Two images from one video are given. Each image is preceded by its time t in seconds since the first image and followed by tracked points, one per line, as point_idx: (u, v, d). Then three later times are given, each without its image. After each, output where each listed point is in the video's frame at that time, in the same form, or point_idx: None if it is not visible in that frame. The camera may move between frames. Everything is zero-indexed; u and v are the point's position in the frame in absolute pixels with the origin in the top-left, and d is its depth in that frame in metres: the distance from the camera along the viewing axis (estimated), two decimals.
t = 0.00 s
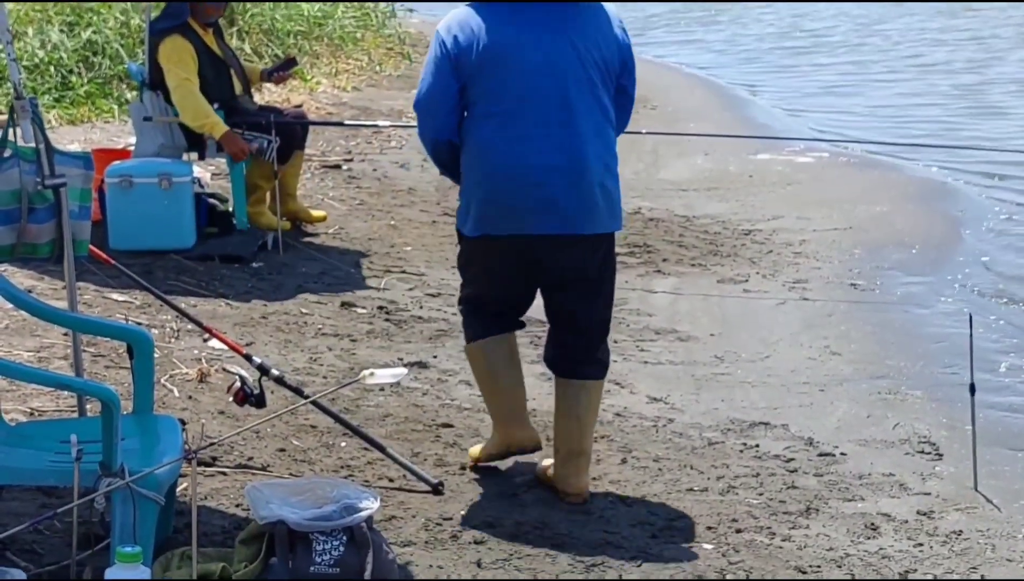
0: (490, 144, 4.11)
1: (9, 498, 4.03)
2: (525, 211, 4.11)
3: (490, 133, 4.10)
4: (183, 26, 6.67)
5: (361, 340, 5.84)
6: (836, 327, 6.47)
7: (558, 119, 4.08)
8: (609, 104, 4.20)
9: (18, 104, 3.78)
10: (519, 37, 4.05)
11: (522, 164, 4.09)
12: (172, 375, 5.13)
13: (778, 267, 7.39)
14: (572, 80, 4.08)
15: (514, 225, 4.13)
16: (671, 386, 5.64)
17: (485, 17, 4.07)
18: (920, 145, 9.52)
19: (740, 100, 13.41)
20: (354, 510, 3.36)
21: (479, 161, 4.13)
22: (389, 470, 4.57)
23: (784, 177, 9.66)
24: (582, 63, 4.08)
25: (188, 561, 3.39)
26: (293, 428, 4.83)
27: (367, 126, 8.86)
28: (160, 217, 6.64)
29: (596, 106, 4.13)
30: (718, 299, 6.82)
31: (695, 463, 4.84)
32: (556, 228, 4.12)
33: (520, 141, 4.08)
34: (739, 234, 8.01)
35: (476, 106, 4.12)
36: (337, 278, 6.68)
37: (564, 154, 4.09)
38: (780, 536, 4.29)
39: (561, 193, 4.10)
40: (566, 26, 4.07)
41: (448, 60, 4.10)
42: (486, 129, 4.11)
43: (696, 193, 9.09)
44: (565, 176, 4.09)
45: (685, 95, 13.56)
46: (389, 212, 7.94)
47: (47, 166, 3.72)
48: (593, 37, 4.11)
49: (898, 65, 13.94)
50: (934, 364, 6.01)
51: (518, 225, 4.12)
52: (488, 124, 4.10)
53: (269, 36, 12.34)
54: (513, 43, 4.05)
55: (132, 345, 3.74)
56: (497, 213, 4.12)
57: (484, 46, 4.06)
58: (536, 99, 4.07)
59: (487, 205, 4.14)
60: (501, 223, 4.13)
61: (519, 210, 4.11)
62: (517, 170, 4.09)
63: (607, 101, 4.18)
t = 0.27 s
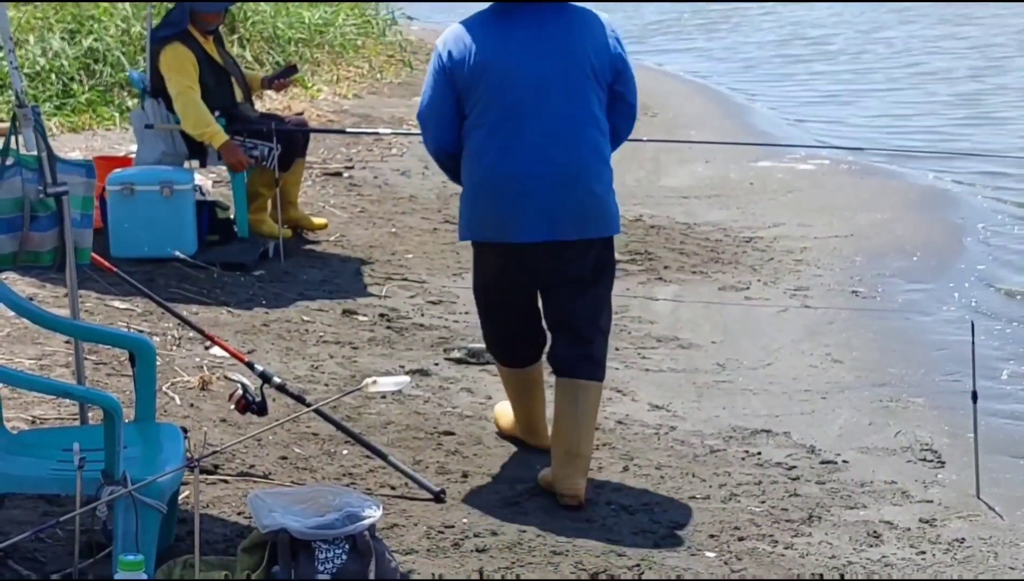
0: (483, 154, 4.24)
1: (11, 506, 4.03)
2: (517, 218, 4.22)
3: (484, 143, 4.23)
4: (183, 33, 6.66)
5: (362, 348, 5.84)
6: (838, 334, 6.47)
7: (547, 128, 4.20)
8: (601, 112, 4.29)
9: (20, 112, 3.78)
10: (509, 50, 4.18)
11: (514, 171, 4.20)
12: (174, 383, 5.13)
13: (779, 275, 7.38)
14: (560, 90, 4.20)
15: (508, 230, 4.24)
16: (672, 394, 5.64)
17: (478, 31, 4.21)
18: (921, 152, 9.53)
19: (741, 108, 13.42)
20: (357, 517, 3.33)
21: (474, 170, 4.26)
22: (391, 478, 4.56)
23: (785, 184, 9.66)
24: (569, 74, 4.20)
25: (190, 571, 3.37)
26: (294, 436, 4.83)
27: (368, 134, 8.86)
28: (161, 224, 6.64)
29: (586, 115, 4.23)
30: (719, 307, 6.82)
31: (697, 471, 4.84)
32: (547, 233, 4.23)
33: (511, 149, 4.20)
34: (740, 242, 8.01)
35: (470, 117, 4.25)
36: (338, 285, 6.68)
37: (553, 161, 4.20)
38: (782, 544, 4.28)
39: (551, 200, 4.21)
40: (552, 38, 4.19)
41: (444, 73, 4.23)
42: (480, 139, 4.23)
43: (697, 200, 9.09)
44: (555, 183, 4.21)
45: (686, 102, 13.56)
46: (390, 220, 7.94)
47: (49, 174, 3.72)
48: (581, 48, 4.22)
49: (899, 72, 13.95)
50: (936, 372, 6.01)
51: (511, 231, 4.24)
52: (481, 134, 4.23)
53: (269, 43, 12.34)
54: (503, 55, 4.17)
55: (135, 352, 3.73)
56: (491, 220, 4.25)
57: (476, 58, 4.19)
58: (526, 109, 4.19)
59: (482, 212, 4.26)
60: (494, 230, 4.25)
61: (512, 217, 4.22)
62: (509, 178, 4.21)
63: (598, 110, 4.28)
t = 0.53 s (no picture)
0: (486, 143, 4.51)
1: (13, 508, 4.02)
2: (520, 200, 4.49)
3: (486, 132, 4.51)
4: (186, 34, 6.65)
5: (364, 349, 5.84)
6: (840, 336, 6.46)
7: (543, 113, 4.46)
8: (596, 96, 4.55)
9: (23, 114, 3.78)
10: (503, 43, 4.46)
11: (515, 156, 4.46)
12: (176, 384, 5.12)
13: (782, 277, 7.38)
14: (553, 77, 4.47)
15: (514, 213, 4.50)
16: (675, 396, 5.63)
17: (472, 26, 4.50)
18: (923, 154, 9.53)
19: (743, 110, 13.41)
20: (360, 520, 3.33)
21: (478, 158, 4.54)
22: (393, 480, 4.55)
23: (787, 186, 9.66)
24: (560, 62, 4.48)
25: (194, 573, 3.36)
26: (297, 438, 4.83)
27: (370, 136, 8.86)
28: (163, 226, 6.63)
29: (581, 98, 4.49)
30: (722, 309, 6.81)
31: (699, 473, 4.83)
32: (550, 213, 4.49)
33: (511, 135, 4.47)
34: (743, 244, 8.01)
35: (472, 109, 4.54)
36: (340, 287, 6.68)
37: (552, 145, 4.46)
38: (785, 546, 4.27)
39: (552, 181, 4.47)
40: (542, 29, 4.47)
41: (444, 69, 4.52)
42: (481, 129, 4.52)
43: (699, 202, 9.08)
44: (554, 165, 4.46)
45: (687, 104, 13.56)
46: (392, 221, 7.93)
47: (52, 176, 3.72)
48: (571, 37, 4.49)
49: (901, 74, 13.95)
50: (939, 374, 6.00)
51: (515, 214, 4.50)
52: (482, 123, 4.51)
53: (271, 45, 12.34)
54: (498, 48, 4.46)
55: (137, 354, 3.72)
56: (494, 204, 4.51)
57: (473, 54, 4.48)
58: (522, 96, 4.46)
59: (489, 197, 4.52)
60: (499, 214, 4.51)
61: (515, 200, 4.49)
62: (511, 163, 4.47)
63: (592, 93, 4.54)
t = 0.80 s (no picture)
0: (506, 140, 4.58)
1: (13, 511, 4.02)
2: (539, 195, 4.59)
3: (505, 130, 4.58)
4: (186, 33, 6.65)
5: (365, 351, 5.83)
6: (841, 337, 6.46)
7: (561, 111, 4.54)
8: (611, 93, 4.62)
9: (23, 116, 3.76)
10: (521, 42, 4.51)
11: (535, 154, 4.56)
12: (176, 386, 5.12)
13: (782, 278, 7.38)
14: (571, 75, 4.53)
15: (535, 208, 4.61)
16: (675, 397, 5.63)
17: (493, 28, 4.53)
18: (923, 154, 9.52)
19: (743, 111, 13.41)
20: (360, 522, 3.34)
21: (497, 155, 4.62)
22: (393, 481, 4.55)
23: (788, 186, 9.66)
24: (577, 60, 4.53)
25: (194, 574, 3.36)
26: (297, 440, 4.82)
27: (370, 137, 8.86)
28: (163, 227, 6.62)
29: (598, 95, 4.56)
30: (722, 310, 6.81)
31: (700, 474, 4.83)
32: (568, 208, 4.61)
33: (531, 133, 4.55)
34: (743, 245, 8.01)
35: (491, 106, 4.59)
36: (340, 288, 6.67)
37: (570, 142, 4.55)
38: (786, 547, 4.27)
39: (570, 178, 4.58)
40: (561, 31, 4.52)
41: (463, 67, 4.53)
42: (501, 126, 4.58)
43: (699, 203, 9.08)
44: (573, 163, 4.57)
45: (688, 105, 13.56)
46: (393, 223, 7.93)
47: (52, 178, 3.70)
48: (586, 34, 4.54)
49: (901, 75, 13.95)
50: (939, 375, 6.00)
51: (534, 210, 4.61)
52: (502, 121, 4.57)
53: (271, 46, 12.34)
54: (517, 47, 4.51)
55: (137, 356, 3.72)
56: (513, 203, 4.62)
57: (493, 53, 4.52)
58: (541, 95, 4.52)
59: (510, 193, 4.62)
60: (518, 209, 4.63)
61: (534, 196, 4.60)
62: (530, 160, 4.57)
63: (608, 91, 4.61)
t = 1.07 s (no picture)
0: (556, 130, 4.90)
1: (12, 510, 4.02)
2: (587, 179, 4.93)
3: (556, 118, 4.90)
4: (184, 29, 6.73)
5: (364, 350, 5.83)
6: (841, 336, 6.46)
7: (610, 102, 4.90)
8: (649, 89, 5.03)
9: (21, 115, 3.77)
10: (579, 37, 4.88)
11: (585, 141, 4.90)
12: (175, 385, 5.12)
13: (782, 276, 7.38)
14: (618, 71, 4.90)
15: (584, 191, 4.94)
16: (675, 396, 5.63)
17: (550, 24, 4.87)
18: (922, 153, 9.52)
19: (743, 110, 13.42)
20: (359, 520, 3.34)
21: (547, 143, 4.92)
22: (392, 481, 4.55)
23: (787, 186, 9.65)
24: (625, 58, 4.92)
25: (192, 574, 3.35)
26: (296, 439, 4.82)
27: (370, 136, 8.86)
28: (163, 226, 6.62)
29: (643, 88, 4.97)
30: (722, 309, 6.81)
31: (699, 473, 4.82)
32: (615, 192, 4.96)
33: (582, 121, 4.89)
34: (743, 244, 8.01)
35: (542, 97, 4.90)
36: (339, 288, 6.67)
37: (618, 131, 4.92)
38: (785, 546, 4.27)
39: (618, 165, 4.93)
40: (611, 29, 4.92)
41: (522, 59, 4.83)
42: (553, 116, 4.90)
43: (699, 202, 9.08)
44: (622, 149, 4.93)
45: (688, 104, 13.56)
46: (392, 222, 7.93)
47: (49, 176, 3.70)
48: (635, 34, 4.96)
49: (901, 74, 13.95)
50: (939, 374, 6.00)
51: (583, 192, 4.94)
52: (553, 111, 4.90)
53: (271, 45, 12.33)
54: (575, 41, 4.87)
55: (135, 354, 3.72)
56: (565, 187, 4.94)
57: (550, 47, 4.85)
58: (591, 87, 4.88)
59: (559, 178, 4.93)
60: (569, 193, 4.94)
61: (584, 182, 4.93)
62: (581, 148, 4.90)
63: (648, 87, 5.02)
